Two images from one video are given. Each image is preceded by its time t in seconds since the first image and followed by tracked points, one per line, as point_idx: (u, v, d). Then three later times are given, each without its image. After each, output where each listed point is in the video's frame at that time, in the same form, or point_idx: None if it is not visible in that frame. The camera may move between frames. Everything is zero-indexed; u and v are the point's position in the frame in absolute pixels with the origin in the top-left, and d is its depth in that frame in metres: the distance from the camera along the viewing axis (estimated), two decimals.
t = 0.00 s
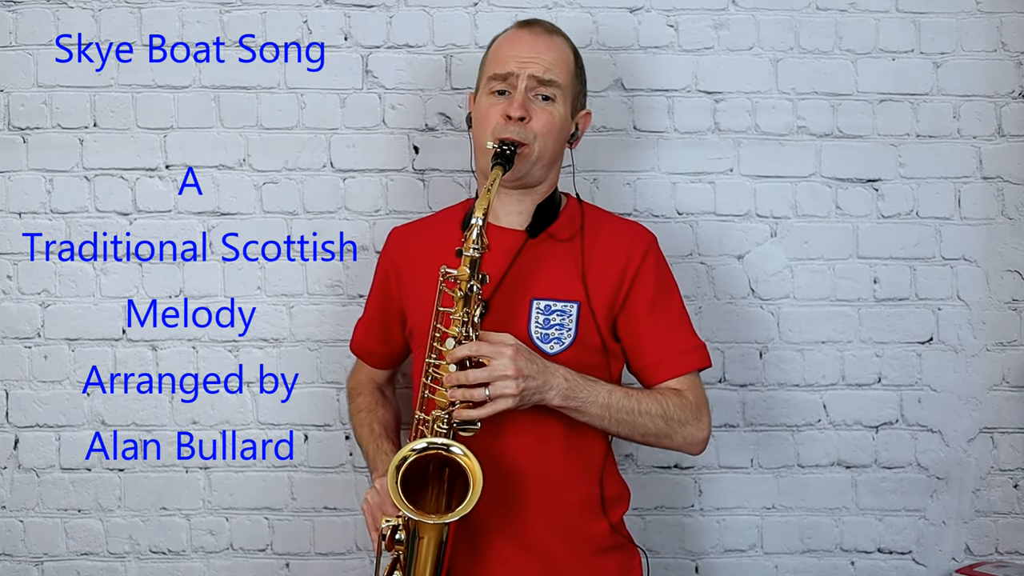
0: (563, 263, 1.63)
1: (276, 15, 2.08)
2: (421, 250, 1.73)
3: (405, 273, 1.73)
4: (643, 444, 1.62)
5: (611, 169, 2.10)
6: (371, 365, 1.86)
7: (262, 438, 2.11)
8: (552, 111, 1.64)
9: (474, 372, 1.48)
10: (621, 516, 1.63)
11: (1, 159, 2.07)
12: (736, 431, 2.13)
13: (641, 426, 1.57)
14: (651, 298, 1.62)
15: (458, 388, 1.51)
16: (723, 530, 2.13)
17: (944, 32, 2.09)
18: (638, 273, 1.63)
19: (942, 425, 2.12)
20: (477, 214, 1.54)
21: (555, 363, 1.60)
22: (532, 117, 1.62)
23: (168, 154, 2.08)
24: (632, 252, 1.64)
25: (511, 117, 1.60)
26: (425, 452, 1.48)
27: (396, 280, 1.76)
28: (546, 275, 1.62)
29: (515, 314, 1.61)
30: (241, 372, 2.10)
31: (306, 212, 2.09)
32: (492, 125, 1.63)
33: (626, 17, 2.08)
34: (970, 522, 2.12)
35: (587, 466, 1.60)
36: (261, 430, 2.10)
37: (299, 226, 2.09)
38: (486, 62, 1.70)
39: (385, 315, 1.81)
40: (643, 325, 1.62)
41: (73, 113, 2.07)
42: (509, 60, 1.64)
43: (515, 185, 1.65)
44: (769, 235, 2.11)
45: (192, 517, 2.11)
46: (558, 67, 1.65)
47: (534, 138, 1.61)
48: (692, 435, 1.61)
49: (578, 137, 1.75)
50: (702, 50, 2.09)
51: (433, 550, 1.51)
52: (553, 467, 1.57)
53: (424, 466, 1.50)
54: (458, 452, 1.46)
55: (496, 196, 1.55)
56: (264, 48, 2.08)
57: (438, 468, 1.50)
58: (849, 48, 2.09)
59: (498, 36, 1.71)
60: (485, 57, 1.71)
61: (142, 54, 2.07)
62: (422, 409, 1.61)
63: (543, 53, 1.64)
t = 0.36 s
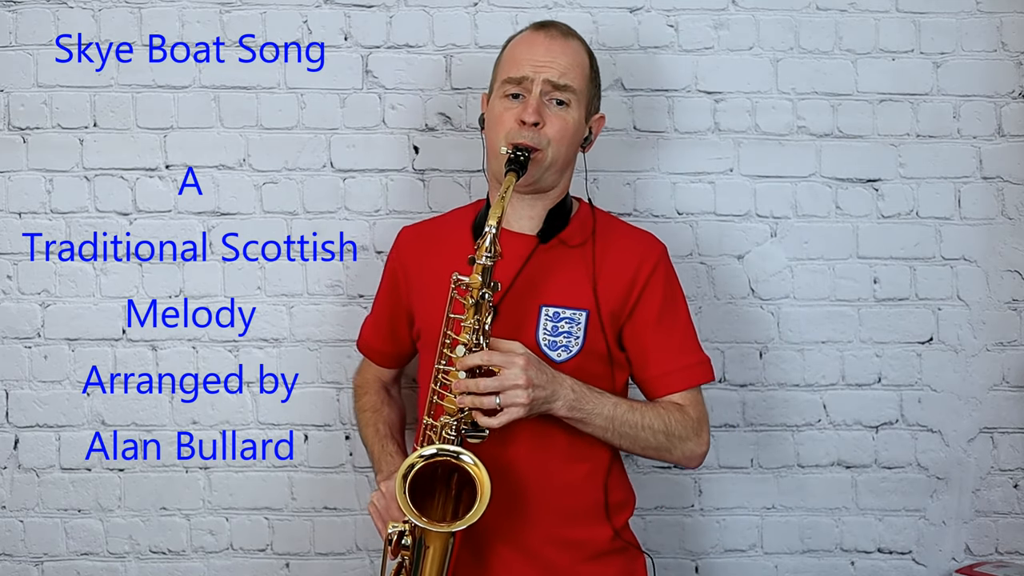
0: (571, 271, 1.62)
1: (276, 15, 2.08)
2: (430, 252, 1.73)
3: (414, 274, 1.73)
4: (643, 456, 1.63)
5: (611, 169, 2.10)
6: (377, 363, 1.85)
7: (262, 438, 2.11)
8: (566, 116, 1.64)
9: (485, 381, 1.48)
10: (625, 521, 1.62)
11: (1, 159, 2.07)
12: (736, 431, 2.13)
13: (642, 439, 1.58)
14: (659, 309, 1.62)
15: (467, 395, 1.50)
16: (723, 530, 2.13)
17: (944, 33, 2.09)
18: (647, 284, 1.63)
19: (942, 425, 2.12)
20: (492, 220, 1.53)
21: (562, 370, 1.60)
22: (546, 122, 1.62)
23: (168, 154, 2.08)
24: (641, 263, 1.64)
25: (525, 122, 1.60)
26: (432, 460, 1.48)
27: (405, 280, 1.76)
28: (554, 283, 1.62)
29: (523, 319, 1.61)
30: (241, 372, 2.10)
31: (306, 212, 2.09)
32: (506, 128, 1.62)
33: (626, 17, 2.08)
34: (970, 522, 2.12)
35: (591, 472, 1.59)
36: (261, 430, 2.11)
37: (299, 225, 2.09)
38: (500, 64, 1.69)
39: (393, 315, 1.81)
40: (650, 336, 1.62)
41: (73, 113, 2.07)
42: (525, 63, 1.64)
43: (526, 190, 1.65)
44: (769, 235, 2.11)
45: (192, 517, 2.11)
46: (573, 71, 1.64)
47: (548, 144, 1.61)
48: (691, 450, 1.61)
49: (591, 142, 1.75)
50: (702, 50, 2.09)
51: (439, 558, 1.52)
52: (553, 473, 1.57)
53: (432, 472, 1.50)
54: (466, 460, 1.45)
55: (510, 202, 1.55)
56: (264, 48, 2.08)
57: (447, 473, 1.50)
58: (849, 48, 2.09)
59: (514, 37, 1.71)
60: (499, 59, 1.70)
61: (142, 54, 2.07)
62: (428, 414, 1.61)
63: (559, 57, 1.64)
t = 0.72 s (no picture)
0: (577, 273, 1.62)
1: (276, 15, 2.08)
2: (435, 252, 1.73)
3: (420, 274, 1.73)
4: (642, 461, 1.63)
5: (611, 169, 2.10)
6: (382, 363, 1.85)
7: (262, 438, 2.11)
8: (573, 116, 1.64)
9: (490, 383, 1.48)
10: (628, 524, 1.62)
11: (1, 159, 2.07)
12: (736, 431, 2.13)
13: (643, 445, 1.58)
14: (664, 314, 1.62)
15: (471, 396, 1.50)
16: (723, 530, 2.13)
17: (944, 32, 2.09)
18: (653, 288, 1.63)
19: (942, 425, 2.12)
20: (499, 220, 1.54)
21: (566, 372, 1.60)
22: (554, 123, 1.62)
23: (168, 154, 2.08)
24: (647, 267, 1.64)
25: (532, 122, 1.60)
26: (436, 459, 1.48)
27: (410, 280, 1.76)
28: (560, 285, 1.62)
29: (528, 321, 1.62)
30: (241, 372, 2.10)
31: (306, 212, 2.09)
32: (513, 128, 1.62)
33: (625, 17, 2.08)
34: (970, 523, 2.12)
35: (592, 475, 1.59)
36: (261, 430, 2.11)
37: (299, 225, 2.09)
38: (508, 63, 1.69)
39: (399, 315, 1.81)
40: (655, 340, 1.62)
41: (73, 113, 2.07)
42: (533, 63, 1.64)
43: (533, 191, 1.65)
44: (769, 235, 2.11)
45: (192, 517, 2.11)
46: (581, 72, 1.64)
47: (555, 144, 1.62)
48: (691, 456, 1.62)
49: (599, 143, 1.75)
50: (702, 50, 2.09)
51: (441, 559, 1.51)
52: (556, 475, 1.57)
53: (436, 471, 1.50)
54: (469, 460, 1.46)
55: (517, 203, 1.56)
56: (264, 48, 2.08)
57: (450, 474, 1.50)
58: (849, 48, 2.09)
59: (522, 36, 1.71)
60: (507, 58, 1.70)
61: (142, 54, 2.08)
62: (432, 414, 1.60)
63: (567, 57, 1.64)
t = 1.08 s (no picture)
0: (582, 264, 1.63)
1: (276, 15, 2.08)
2: (438, 247, 1.73)
3: (422, 270, 1.73)
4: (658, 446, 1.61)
5: (611, 169, 2.10)
6: (385, 362, 1.85)
7: (262, 438, 2.11)
8: (570, 108, 1.64)
9: (480, 368, 1.48)
10: (637, 519, 1.63)
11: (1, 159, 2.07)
12: (736, 431, 2.13)
13: (655, 427, 1.57)
14: (670, 302, 1.62)
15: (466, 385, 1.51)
16: (723, 530, 2.13)
17: (944, 33, 2.09)
18: (658, 278, 1.63)
19: (942, 425, 2.12)
20: (487, 209, 1.56)
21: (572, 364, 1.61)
22: (551, 116, 1.62)
23: (168, 154, 2.08)
24: (651, 257, 1.64)
25: (528, 116, 1.61)
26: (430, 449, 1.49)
27: (413, 277, 1.76)
28: (565, 276, 1.62)
29: (532, 315, 1.62)
30: (241, 372, 2.10)
31: (306, 212, 2.09)
32: (510, 123, 1.63)
33: (625, 17, 2.08)
34: (970, 522, 2.12)
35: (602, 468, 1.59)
36: (261, 430, 2.11)
37: (299, 226, 2.09)
38: (505, 61, 1.70)
39: (402, 312, 1.81)
40: (660, 330, 1.62)
41: (73, 113, 2.07)
42: (528, 58, 1.64)
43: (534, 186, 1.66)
44: (769, 235, 2.11)
45: (192, 517, 2.11)
46: (577, 64, 1.65)
47: (552, 137, 1.62)
48: (708, 438, 1.59)
49: (599, 137, 1.75)
50: (702, 50, 2.09)
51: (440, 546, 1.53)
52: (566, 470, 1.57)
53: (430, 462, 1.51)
54: (460, 447, 1.47)
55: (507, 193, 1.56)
56: (264, 48, 2.08)
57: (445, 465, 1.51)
58: (849, 48, 2.09)
59: (517, 34, 1.71)
60: (504, 56, 1.71)
61: (142, 54, 2.07)
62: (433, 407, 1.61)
63: (562, 51, 1.64)
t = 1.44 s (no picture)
0: (578, 264, 1.63)
1: (276, 15, 2.08)
2: (436, 247, 1.74)
3: (421, 271, 1.74)
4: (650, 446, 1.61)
5: (611, 169, 2.10)
6: (385, 362, 1.85)
7: (262, 438, 2.11)
8: (556, 106, 1.63)
9: (469, 366, 1.49)
10: (636, 516, 1.63)
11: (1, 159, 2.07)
12: (736, 431, 2.13)
13: (644, 426, 1.56)
14: (664, 300, 1.62)
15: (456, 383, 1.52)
16: (723, 530, 2.13)
17: (944, 32, 2.09)
18: (653, 276, 1.63)
19: (942, 425, 2.12)
20: (472, 208, 1.56)
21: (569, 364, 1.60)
22: (537, 114, 1.62)
23: (168, 154, 2.08)
24: (646, 255, 1.64)
25: (514, 115, 1.61)
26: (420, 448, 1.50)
27: (411, 277, 1.76)
28: (561, 276, 1.62)
29: (528, 315, 1.62)
30: (241, 372, 2.10)
31: (306, 212, 2.09)
32: (497, 123, 1.63)
33: (625, 17, 2.08)
34: (970, 523, 2.12)
35: (600, 467, 1.59)
36: (261, 430, 2.11)
37: (299, 225, 2.09)
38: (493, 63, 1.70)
39: (401, 312, 1.81)
40: (655, 328, 1.62)
41: (73, 113, 2.07)
42: (513, 58, 1.65)
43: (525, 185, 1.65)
44: (769, 235, 2.11)
45: (192, 517, 2.11)
46: (563, 62, 1.64)
47: (539, 135, 1.61)
48: (697, 437, 1.59)
49: (590, 134, 1.75)
50: (702, 50, 2.09)
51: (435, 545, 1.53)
52: (563, 468, 1.57)
53: (421, 462, 1.51)
54: (449, 444, 1.48)
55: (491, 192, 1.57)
56: (264, 48, 2.08)
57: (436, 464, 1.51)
58: (849, 48, 2.09)
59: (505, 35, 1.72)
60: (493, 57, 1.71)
61: (142, 54, 2.07)
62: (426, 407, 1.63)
63: (547, 49, 1.64)
